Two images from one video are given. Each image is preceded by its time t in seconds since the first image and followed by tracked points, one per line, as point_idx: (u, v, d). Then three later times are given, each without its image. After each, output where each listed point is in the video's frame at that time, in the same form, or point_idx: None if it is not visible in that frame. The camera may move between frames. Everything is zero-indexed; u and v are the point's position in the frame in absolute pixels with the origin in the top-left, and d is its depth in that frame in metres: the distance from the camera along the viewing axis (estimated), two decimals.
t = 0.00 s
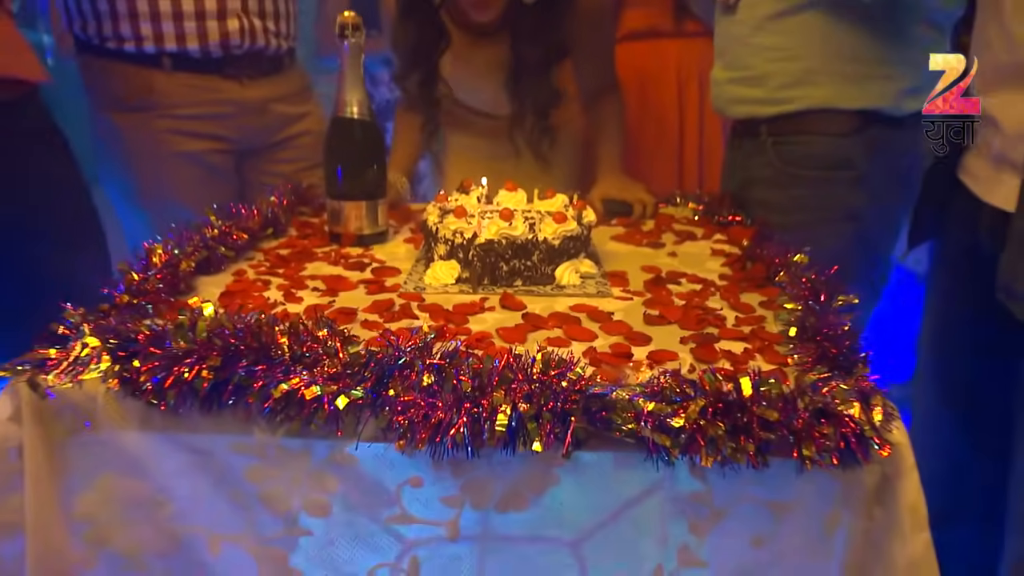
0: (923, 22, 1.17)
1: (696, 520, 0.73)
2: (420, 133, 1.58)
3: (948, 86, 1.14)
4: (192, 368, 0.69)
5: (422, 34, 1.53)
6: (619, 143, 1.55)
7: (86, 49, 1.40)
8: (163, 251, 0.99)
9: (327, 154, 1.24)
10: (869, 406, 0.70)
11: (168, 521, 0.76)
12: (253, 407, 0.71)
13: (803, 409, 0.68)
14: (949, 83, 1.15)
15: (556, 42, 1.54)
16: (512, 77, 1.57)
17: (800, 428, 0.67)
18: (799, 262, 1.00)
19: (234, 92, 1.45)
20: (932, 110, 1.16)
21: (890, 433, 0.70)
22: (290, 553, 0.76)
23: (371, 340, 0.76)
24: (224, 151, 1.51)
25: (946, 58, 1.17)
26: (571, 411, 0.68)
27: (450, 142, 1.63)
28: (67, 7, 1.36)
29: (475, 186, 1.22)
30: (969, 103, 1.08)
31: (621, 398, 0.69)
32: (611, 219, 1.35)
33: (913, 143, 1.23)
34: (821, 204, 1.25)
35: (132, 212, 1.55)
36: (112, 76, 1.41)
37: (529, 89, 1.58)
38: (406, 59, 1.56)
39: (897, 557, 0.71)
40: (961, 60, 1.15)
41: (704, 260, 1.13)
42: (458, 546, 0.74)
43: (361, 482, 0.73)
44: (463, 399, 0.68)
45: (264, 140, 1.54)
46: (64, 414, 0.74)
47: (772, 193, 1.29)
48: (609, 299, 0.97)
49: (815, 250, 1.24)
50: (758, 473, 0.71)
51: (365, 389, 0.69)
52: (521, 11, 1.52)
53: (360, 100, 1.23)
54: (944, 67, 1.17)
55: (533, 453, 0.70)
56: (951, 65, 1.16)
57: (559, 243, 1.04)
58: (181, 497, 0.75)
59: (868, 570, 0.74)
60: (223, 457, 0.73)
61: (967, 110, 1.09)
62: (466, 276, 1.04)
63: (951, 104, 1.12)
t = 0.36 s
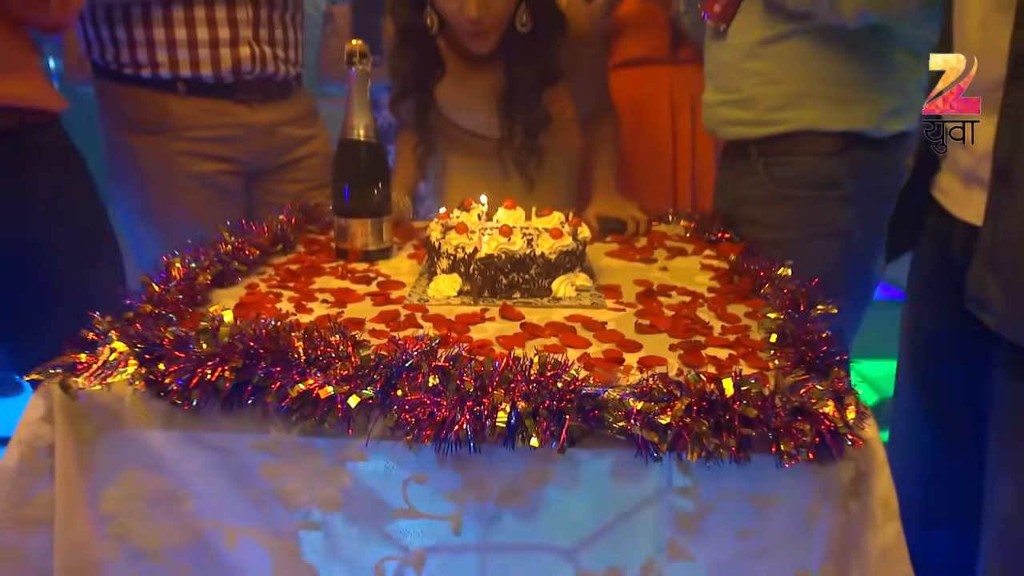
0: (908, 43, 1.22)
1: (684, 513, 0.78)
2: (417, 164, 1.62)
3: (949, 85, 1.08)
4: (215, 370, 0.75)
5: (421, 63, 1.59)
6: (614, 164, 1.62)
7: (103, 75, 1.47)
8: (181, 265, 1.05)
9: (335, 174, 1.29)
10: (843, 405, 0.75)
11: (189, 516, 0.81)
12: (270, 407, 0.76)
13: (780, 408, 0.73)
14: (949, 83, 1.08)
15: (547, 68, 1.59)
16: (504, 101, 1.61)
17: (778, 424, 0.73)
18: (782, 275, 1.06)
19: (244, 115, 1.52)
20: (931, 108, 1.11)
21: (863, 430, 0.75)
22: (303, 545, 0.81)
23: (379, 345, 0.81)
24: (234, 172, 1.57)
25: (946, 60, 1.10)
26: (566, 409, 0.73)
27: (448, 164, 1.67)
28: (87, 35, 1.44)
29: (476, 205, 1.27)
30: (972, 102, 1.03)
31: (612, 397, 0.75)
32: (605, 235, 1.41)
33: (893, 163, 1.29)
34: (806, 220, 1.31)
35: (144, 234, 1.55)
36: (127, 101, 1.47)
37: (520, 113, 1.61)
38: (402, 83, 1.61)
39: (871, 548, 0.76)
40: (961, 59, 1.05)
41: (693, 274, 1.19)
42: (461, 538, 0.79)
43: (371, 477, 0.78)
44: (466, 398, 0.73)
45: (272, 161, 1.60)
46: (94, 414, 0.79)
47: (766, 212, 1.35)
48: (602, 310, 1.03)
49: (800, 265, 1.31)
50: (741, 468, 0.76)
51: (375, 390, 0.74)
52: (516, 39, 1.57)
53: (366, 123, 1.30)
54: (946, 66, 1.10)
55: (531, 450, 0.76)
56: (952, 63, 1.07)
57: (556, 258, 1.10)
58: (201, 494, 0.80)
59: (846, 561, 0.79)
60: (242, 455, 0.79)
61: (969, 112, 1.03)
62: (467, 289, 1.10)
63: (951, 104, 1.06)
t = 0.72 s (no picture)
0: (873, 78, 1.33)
1: (674, 512, 0.83)
2: (417, 185, 1.69)
3: (948, 84, 1.07)
4: (236, 376, 0.81)
5: (422, 93, 1.63)
6: (609, 187, 1.69)
7: (121, 102, 1.55)
8: (199, 281, 1.12)
9: (343, 196, 1.35)
10: (821, 408, 0.81)
11: (207, 515, 0.86)
12: (286, 411, 0.82)
13: (762, 411, 0.79)
14: (947, 82, 1.06)
15: (542, 98, 1.63)
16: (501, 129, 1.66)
17: (760, 427, 0.78)
18: (768, 291, 1.12)
19: (255, 140, 1.59)
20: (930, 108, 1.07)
21: (839, 432, 0.80)
22: (315, 544, 0.86)
23: (388, 354, 0.87)
24: (244, 195, 1.63)
25: (947, 55, 1.07)
26: (562, 412, 0.79)
27: (449, 187, 1.72)
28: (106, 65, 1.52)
29: (477, 226, 1.32)
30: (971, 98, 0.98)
31: (605, 401, 0.80)
32: (601, 254, 1.47)
33: (874, 185, 1.36)
34: (793, 240, 1.37)
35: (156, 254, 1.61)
36: (144, 127, 1.54)
37: (514, 139, 1.66)
38: (402, 113, 1.65)
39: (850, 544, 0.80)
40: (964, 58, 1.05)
41: (684, 291, 1.25)
42: (464, 537, 0.84)
43: (380, 478, 0.83)
44: (469, 402, 0.79)
45: (281, 184, 1.66)
46: (119, 419, 0.84)
47: (756, 233, 1.40)
48: (597, 324, 1.09)
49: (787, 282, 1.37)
50: (726, 468, 0.82)
51: (385, 395, 0.80)
52: (511, 72, 1.61)
53: (373, 147, 1.36)
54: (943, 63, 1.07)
55: (529, 451, 0.81)
56: (951, 64, 1.06)
57: (553, 274, 1.16)
58: (218, 494, 0.85)
59: (827, 558, 0.84)
60: (259, 456, 0.84)
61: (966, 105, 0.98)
62: (469, 304, 1.15)
63: (951, 104, 1.05)
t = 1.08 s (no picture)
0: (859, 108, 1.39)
1: (666, 515, 0.88)
2: (422, 215, 1.74)
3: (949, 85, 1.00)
4: (256, 385, 0.86)
5: (425, 127, 1.71)
6: (607, 210, 1.75)
7: (138, 129, 1.62)
8: (217, 298, 1.18)
9: (352, 218, 1.42)
10: (803, 415, 0.86)
11: (224, 518, 0.91)
12: (302, 418, 0.87)
13: (747, 418, 0.84)
14: (951, 82, 1.00)
15: (541, 130, 1.72)
16: (502, 156, 1.73)
17: (746, 433, 0.83)
18: (757, 308, 1.18)
19: (266, 165, 1.66)
20: (931, 110, 1.03)
21: (819, 438, 0.86)
22: (327, 546, 0.91)
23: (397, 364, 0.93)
24: (256, 218, 1.70)
25: (947, 56, 1.01)
26: (560, 419, 0.84)
27: (454, 211, 1.77)
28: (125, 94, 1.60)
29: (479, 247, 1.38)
30: (975, 101, 0.93)
31: (601, 409, 0.86)
32: (599, 274, 1.53)
33: (858, 208, 1.43)
34: (783, 260, 1.43)
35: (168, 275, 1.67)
36: (160, 153, 1.61)
37: (514, 168, 1.73)
38: (408, 145, 1.73)
39: (831, 542, 0.86)
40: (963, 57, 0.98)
41: (678, 308, 1.31)
42: (468, 538, 0.89)
43: (388, 483, 0.88)
44: (473, 408, 0.85)
45: (292, 208, 1.73)
46: (144, 425, 0.90)
47: (749, 253, 1.45)
48: (594, 339, 1.15)
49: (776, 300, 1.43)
50: (714, 472, 0.87)
51: (394, 402, 0.86)
52: (510, 106, 1.68)
53: (381, 171, 1.43)
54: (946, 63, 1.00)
55: (529, 456, 0.86)
56: (952, 63, 0.99)
57: (552, 292, 1.22)
58: (236, 497, 0.90)
59: (811, 557, 0.89)
60: (275, 461, 0.89)
61: (971, 108, 0.94)
62: (472, 320, 1.21)
63: (951, 104, 0.98)
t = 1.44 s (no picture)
0: (840, 136, 1.46)
1: (659, 521, 0.93)
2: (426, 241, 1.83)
3: (949, 85, 1.03)
4: (273, 397, 0.92)
5: (431, 161, 1.79)
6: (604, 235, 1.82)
7: (155, 157, 1.69)
8: (232, 318, 1.24)
9: (360, 242, 1.48)
10: (787, 426, 0.91)
11: (240, 525, 0.96)
12: (315, 429, 0.93)
13: (734, 428, 0.90)
14: (950, 82, 1.03)
15: (540, 162, 1.80)
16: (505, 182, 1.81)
17: (733, 442, 0.89)
18: (747, 327, 1.24)
19: (277, 192, 1.73)
20: (930, 111, 1.04)
21: (801, 447, 0.91)
22: (337, 551, 0.95)
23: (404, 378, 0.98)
24: (267, 242, 1.76)
25: (947, 56, 1.05)
26: (558, 429, 0.90)
27: (457, 241, 1.85)
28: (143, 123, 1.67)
29: (480, 270, 1.44)
30: (976, 101, 0.99)
31: (596, 419, 0.91)
32: (597, 296, 1.59)
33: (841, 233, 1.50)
34: (768, 282, 1.50)
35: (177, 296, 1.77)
36: (176, 180, 1.68)
37: (516, 199, 1.82)
38: (415, 179, 1.81)
39: (816, 547, 0.90)
40: (964, 58, 1.02)
41: (672, 328, 1.36)
42: (471, 544, 0.94)
43: (396, 491, 0.94)
44: (477, 418, 0.90)
45: (301, 232, 1.79)
46: (166, 435, 0.95)
47: (735, 276, 1.52)
48: (591, 356, 1.20)
49: (764, 320, 1.50)
50: (703, 479, 0.92)
51: (402, 413, 0.92)
52: (511, 140, 1.78)
53: (387, 198, 1.50)
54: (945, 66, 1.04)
55: (529, 465, 0.92)
56: (952, 64, 1.03)
57: (551, 312, 1.28)
58: (252, 505, 0.95)
59: (797, 563, 0.93)
60: (290, 470, 0.94)
61: (971, 109, 0.99)
62: (475, 339, 1.27)
63: (950, 104, 1.01)
